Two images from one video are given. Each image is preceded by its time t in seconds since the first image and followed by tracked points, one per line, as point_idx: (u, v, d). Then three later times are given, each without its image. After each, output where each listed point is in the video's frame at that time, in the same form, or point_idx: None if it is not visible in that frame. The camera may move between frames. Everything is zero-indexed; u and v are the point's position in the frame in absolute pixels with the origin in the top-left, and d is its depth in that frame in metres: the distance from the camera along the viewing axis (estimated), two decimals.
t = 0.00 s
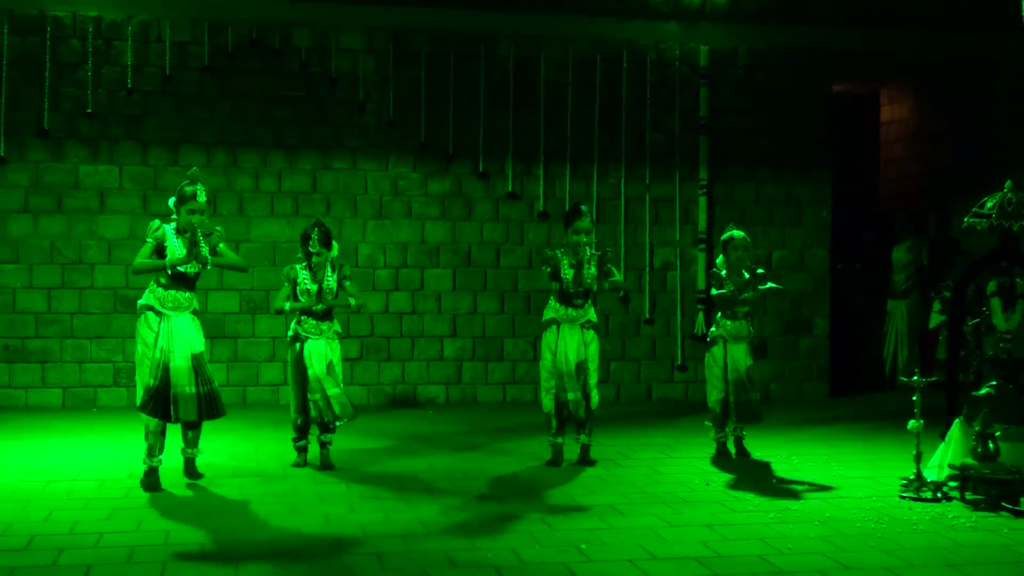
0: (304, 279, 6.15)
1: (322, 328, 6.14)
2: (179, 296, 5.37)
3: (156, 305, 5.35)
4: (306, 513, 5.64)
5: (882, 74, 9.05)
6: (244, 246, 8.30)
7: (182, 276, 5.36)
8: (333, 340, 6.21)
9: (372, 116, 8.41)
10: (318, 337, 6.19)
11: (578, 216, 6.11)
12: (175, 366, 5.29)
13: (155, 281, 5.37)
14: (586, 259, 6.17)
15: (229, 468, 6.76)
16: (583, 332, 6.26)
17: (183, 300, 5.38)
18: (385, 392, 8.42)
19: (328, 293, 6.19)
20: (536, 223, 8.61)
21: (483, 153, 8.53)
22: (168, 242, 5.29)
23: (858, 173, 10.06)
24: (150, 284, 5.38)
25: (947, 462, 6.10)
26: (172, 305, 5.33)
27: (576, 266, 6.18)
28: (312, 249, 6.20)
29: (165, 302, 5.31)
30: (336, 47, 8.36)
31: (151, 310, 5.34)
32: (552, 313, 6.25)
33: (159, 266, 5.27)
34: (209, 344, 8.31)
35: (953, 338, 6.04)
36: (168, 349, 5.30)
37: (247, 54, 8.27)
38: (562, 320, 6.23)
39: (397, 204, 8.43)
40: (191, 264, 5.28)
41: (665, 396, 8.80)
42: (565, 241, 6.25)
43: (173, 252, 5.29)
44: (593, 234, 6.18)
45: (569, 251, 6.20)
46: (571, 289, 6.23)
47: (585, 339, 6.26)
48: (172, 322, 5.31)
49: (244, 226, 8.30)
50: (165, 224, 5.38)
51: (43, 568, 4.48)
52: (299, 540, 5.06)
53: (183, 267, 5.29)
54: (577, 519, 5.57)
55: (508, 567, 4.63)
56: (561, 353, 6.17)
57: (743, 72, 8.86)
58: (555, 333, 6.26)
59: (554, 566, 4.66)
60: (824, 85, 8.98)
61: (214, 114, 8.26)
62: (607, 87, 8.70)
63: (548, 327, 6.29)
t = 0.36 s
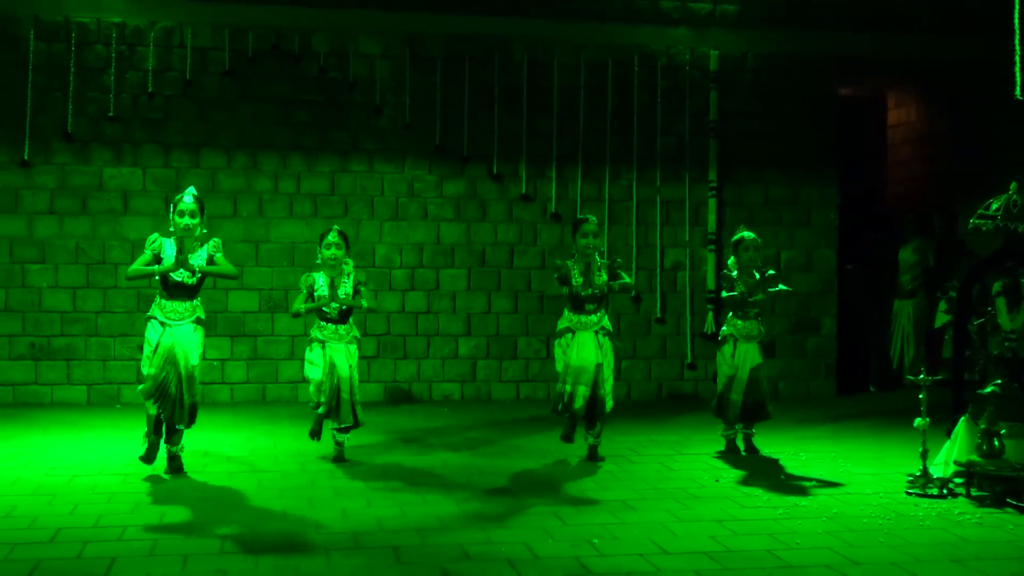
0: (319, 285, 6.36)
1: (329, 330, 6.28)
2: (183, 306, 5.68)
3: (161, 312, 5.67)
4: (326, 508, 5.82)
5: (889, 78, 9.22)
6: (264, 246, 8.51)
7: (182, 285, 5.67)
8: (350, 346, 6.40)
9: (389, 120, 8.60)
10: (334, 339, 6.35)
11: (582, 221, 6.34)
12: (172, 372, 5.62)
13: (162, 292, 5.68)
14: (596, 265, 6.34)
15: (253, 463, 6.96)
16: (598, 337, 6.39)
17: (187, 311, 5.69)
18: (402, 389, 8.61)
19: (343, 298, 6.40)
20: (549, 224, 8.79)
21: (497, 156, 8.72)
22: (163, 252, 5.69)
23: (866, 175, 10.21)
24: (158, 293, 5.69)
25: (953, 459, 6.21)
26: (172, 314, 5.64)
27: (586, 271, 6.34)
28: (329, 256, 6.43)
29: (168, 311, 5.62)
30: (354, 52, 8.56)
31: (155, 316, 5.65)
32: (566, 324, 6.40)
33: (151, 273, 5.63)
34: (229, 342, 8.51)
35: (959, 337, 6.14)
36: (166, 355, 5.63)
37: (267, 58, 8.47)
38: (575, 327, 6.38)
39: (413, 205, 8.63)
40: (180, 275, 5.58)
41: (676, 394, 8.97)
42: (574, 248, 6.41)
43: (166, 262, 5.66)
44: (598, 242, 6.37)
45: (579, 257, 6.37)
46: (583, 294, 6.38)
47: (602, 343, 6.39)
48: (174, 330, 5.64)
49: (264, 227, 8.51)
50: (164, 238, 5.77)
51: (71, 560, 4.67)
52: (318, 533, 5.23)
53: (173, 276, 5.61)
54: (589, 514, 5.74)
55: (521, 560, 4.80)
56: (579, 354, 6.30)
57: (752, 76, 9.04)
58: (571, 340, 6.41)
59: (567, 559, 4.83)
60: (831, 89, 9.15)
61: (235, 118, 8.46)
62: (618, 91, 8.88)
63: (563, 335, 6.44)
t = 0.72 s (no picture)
0: (336, 276, 6.58)
1: (345, 321, 6.51)
2: (190, 294, 5.90)
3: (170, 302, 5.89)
4: (346, 503, 6.00)
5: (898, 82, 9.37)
6: (285, 247, 8.71)
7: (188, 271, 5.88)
8: (365, 335, 6.61)
9: (407, 123, 8.79)
10: (352, 332, 6.59)
11: (590, 210, 6.55)
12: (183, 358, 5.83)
13: (169, 281, 5.89)
14: (604, 252, 6.55)
15: (278, 459, 7.16)
16: (606, 325, 6.57)
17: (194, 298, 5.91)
18: (419, 386, 8.81)
19: (360, 287, 6.58)
20: (563, 225, 8.97)
21: (513, 158, 8.90)
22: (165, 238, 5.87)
23: (876, 177, 10.36)
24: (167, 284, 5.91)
25: (962, 457, 6.39)
26: (181, 303, 5.86)
27: (594, 257, 6.54)
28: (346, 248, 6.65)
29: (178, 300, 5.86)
30: (373, 57, 8.75)
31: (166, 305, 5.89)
32: (575, 309, 6.60)
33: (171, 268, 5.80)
34: (251, 341, 8.71)
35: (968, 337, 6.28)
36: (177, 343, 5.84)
37: (288, 63, 8.67)
38: (585, 316, 6.55)
39: (431, 206, 8.82)
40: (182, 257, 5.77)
41: (688, 392, 9.13)
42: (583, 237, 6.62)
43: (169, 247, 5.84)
44: (606, 229, 6.57)
45: (588, 245, 6.57)
46: (590, 279, 6.57)
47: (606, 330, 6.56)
48: (182, 318, 5.85)
49: (285, 228, 8.71)
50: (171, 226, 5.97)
51: (99, 552, 4.84)
52: (339, 528, 5.40)
53: (177, 261, 5.82)
54: (603, 510, 5.90)
55: (537, 554, 4.95)
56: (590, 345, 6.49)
57: (763, 80, 9.20)
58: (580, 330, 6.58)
59: (581, 553, 4.97)
60: (842, 92, 9.30)
61: (257, 121, 8.66)
62: (632, 95, 9.05)
63: (572, 324, 6.62)
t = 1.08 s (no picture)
0: (356, 275, 6.80)
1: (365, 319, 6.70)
2: (206, 286, 6.10)
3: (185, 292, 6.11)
4: (371, 497, 6.19)
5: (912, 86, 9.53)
6: (310, 247, 8.94)
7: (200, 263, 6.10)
8: (384, 333, 6.80)
9: (429, 127, 9.00)
10: (371, 328, 6.77)
11: (611, 221, 6.71)
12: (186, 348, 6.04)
13: (185, 273, 6.12)
14: (619, 257, 6.71)
15: (306, 454, 7.38)
16: (623, 326, 6.77)
17: (208, 290, 6.12)
18: (440, 384, 9.03)
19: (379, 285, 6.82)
20: (582, 226, 9.17)
21: (533, 161, 9.10)
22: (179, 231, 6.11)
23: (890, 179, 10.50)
24: (182, 276, 6.15)
25: (975, 454, 6.55)
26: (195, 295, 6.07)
27: (610, 263, 6.72)
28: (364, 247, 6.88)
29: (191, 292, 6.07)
30: (396, 62, 8.96)
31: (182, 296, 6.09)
32: (589, 312, 6.77)
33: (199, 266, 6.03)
34: (277, 339, 8.93)
35: (980, 337, 6.42)
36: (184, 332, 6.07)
37: (314, 68, 8.88)
38: (599, 317, 6.73)
39: (452, 208, 9.04)
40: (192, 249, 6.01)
41: (704, 390, 9.31)
42: (600, 244, 6.80)
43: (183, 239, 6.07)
44: (625, 239, 6.73)
45: (603, 252, 6.75)
46: (606, 285, 6.74)
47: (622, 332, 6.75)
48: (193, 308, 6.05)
49: (310, 229, 8.94)
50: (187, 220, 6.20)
51: (129, 545, 5.04)
52: (364, 522, 5.59)
53: (190, 254, 6.05)
54: (621, 505, 6.08)
55: (556, 548, 5.11)
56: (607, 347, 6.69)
57: (778, 84, 9.36)
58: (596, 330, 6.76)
59: (599, 548, 5.13)
60: (856, 96, 9.46)
61: (283, 125, 8.88)
62: (649, 99, 9.23)
63: (589, 324, 6.76)
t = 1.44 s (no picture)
0: (377, 281, 6.98)
1: (387, 321, 6.89)
2: (224, 293, 6.33)
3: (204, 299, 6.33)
4: (392, 492, 6.38)
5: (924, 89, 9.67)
6: (333, 248, 9.15)
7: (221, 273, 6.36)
8: (406, 335, 6.99)
9: (449, 130, 9.19)
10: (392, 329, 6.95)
11: (627, 227, 6.88)
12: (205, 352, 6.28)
13: (202, 281, 6.36)
14: (635, 263, 6.88)
15: (330, 450, 7.58)
16: (635, 330, 6.92)
17: (227, 297, 6.34)
18: (460, 382, 9.22)
19: (399, 292, 6.99)
20: (599, 227, 9.35)
21: (551, 163, 9.28)
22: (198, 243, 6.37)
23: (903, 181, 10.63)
24: (201, 284, 6.38)
25: (986, 453, 6.69)
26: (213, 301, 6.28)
27: (626, 270, 6.88)
28: (386, 255, 7.04)
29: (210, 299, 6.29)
30: (417, 67, 9.15)
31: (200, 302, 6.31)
32: (605, 315, 6.95)
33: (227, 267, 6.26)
34: (301, 337, 9.14)
35: (993, 337, 6.56)
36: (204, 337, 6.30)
37: (336, 73, 9.09)
38: (615, 320, 6.91)
39: (471, 209, 9.23)
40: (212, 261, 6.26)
41: (719, 388, 9.46)
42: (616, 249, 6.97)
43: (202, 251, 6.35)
44: (640, 246, 6.90)
45: (619, 258, 6.91)
46: (621, 292, 6.92)
47: (637, 334, 6.92)
48: (212, 314, 6.27)
49: (333, 230, 9.14)
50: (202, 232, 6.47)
51: (158, 537, 5.23)
52: (385, 517, 5.77)
53: (210, 265, 6.31)
54: (637, 501, 6.25)
55: (573, 543, 5.28)
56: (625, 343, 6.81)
57: (792, 88, 9.52)
58: (612, 333, 6.92)
59: (616, 543, 5.29)
60: (869, 99, 9.60)
61: (306, 128, 9.09)
62: (665, 102, 9.40)
63: (602, 329, 6.97)
